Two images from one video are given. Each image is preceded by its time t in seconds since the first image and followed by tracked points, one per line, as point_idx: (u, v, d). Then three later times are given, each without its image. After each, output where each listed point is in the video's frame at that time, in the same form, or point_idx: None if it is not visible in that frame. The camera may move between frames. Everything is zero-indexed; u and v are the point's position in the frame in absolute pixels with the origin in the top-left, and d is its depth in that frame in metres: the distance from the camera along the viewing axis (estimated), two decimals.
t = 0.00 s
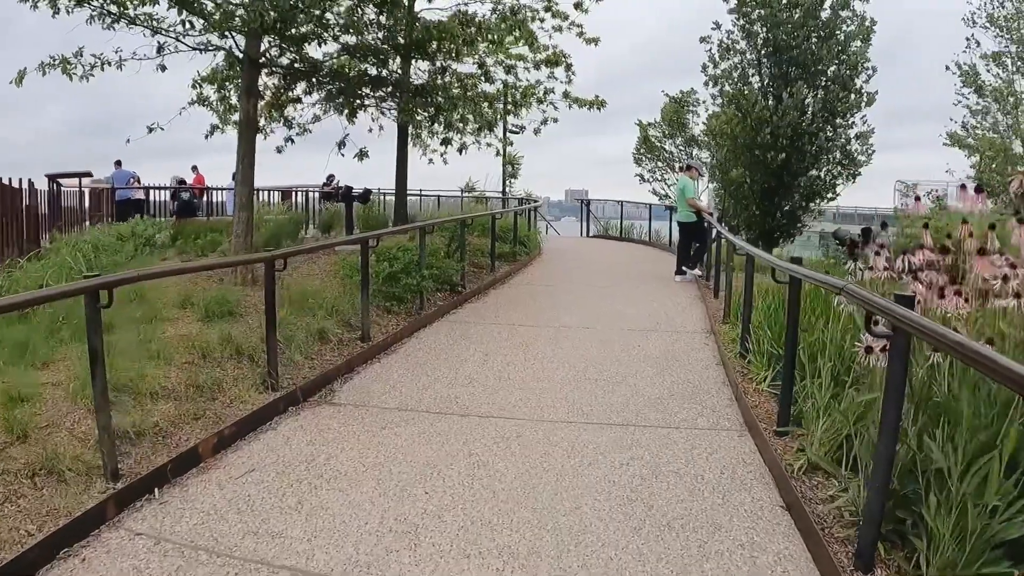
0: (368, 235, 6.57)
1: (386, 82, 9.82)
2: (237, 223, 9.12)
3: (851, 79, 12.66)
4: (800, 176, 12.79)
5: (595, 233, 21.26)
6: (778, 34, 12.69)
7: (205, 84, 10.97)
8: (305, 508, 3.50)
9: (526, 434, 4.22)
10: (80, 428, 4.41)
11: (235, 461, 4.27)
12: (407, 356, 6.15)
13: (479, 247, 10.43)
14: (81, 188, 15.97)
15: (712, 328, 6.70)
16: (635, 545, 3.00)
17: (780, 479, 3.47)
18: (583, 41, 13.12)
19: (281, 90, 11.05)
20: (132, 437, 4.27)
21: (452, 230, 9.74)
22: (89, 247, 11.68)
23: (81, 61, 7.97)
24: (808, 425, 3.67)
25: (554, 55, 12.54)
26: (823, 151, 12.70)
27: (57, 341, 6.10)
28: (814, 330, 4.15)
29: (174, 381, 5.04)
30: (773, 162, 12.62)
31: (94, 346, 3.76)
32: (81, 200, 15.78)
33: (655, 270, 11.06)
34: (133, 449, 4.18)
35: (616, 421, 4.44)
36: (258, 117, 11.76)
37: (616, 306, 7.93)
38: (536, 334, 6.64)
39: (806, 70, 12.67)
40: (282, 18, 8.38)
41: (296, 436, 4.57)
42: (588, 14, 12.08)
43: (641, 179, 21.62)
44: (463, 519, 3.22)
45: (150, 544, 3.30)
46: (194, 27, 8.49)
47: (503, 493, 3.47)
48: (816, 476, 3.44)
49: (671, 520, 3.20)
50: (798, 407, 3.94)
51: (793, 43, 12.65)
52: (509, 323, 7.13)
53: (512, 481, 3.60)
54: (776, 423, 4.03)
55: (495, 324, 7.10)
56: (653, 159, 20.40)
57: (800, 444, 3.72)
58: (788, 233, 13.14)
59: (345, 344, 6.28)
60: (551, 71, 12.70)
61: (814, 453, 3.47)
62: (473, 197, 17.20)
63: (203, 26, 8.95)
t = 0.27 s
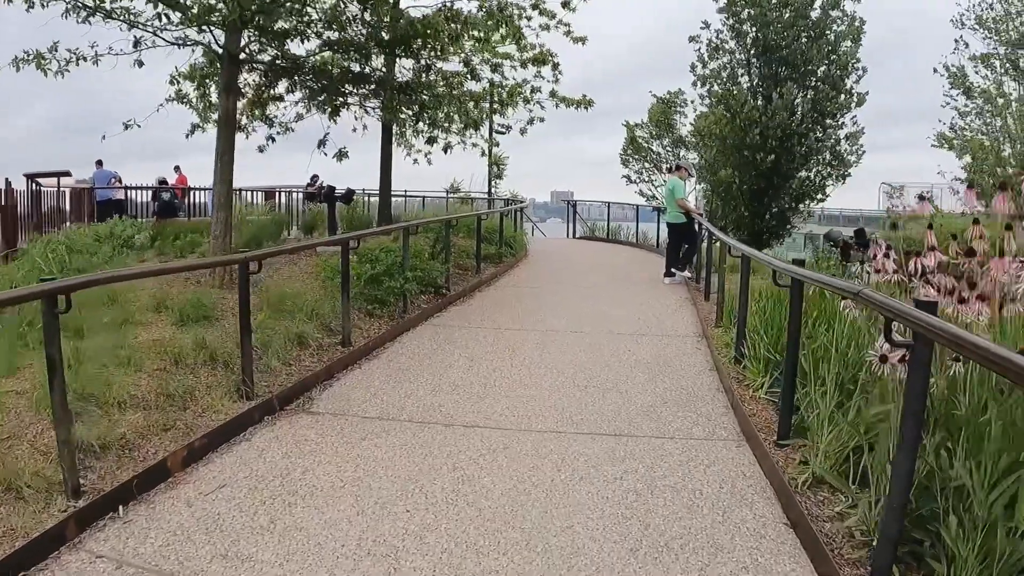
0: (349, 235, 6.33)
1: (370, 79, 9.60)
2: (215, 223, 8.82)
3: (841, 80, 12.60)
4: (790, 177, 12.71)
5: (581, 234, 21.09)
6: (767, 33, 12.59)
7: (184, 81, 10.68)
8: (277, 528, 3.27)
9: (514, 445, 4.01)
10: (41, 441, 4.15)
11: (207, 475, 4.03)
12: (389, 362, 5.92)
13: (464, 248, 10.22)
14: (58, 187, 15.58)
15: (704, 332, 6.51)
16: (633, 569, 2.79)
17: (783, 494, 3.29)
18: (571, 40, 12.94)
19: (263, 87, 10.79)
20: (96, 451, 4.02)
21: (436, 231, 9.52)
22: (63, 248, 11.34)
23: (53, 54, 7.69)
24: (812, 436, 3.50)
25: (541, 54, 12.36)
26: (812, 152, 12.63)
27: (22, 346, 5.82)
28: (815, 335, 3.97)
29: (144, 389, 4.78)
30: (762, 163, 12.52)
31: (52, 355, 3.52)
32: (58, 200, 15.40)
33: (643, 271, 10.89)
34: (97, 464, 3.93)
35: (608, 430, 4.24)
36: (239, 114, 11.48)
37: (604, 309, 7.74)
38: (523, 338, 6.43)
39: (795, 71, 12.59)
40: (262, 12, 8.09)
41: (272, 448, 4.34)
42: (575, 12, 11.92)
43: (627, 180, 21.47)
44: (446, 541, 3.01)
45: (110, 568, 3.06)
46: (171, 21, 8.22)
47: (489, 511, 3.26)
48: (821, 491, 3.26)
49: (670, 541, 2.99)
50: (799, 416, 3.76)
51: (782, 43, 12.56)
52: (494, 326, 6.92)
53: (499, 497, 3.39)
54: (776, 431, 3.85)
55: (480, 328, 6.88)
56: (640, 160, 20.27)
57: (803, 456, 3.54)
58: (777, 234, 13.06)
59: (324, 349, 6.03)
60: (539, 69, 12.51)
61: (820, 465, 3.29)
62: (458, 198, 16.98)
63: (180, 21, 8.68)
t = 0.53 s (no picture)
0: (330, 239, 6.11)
1: (353, 78, 9.37)
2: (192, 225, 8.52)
3: (831, 82, 12.55)
4: (779, 179, 12.62)
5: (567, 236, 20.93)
6: (757, 34, 12.50)
7: (161, 79, 10.39)
8: (246, 554, 3.06)
9: (497, 462, 3.81)
10: None
11: (174, 495, 3.80)
12: (369, 370, 5.70)
13: (449, 250, 10.01)
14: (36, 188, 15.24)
15: (694, 338, 6.34)
16: None
17: (783, 515, 3.12)
18: (558, 40, 12.78)
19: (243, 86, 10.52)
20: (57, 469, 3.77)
21: (420, 233, 9.30)
22: (36, 249, 11.01)
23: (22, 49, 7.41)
24: (812, 454, 3.34)
25: (527, 53, 12.17)
26: (802, 154, 12.54)
27: None
28: (815, 348, 3.81)
29: (111, 401, 4.54)
30: (750, 165, 12.42)
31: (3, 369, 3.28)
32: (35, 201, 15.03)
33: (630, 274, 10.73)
34: (56, 483, 3.69)
35: (597, 445, 4.05)
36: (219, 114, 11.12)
37: (591, 313, 7.56)
38: (509, 346, 6.23)
39: (785, 72, 12.53)
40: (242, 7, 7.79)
41: (243, 465, 4.11)
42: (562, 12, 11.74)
43: (614, 182, 21.34)
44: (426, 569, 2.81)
45: None
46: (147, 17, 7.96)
47: (471, 536, 3.06)
48: (824, 512, 3.09)
49: (667, 569, 2.80)
50: (798, 431, 3.60)
51: (772, 44, 12.47)
52: (478, 332, 6.72)
53: (483, 519, 3.20)
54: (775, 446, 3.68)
55: (463, 335, 6.67)
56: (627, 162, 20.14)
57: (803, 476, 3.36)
58: (766, 238, 12.98)
59: (298, 357, 5.80)
60: (525, 69, 12.32)
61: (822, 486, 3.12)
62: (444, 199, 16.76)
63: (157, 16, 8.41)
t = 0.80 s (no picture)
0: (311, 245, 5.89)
1: (334, 79, 9.12)
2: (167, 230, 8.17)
3: (820, 83, 12.50)
4: (768, 182, 12.59)
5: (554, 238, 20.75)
6: (746, 35, 12.44)
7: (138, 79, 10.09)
8: None
9: (481, 484, 3.61)
10: None
11: (140, 521, 3.57)
12: (349, 382, 5.48)
13: (433, 255, 9.80)
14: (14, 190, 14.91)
15: (685, 347, 6.17)
16: None
17: (784, 542, 2.94)
18: (545, 41, 12.61)
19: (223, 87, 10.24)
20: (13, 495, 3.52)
21: (402, 237, 9.08)
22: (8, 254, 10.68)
23: None
24: (815, 476, 3.17)
25: (514, 54, 11.98)
26: (791, 157, 12.49)
27: None
28: (815, 362, 3.64)
29: (74, 419, 4.29)
30: (740, 168, 12.37)
31: None
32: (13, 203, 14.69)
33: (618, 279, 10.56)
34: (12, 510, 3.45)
35: (587, 464, 3.86)
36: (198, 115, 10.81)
37: (579, 320, 7.38)
38: (494, 355, 6.02)
39: (774, 73, 12.49)
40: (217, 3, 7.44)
41: (214, 487, 3.89)
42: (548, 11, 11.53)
43: (601, 184, 21.18)
44: None
45: None
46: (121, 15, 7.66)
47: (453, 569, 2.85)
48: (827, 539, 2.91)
49: None
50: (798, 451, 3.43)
51: (761, 45, 12.41)
52: (463, 341, 6.51)
53: (465, 550, 3.00)
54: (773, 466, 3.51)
55: (447, 344, 6.46)
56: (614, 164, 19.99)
57: (804, 499, 3.19)
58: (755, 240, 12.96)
59: (274, 369, 5.57)
60: (511, 70, 12.13)
61: (826, 511, 2.95)
62: (429, 202, 16.53)
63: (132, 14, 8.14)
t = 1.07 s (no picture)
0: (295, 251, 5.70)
1: (318, 80, 8.86)
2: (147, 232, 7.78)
3: (813, 84, 12.45)
4: (760, 184, 12.55)
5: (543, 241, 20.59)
6: (738, 35, 12.44)
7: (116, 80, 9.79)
8: None
9: (471, 505, 3.41)
10: None
11: (109, 548, 3.35)
12: (333, 394, 5.27)
13: (422, 259, 9.59)
14: None
15: (680, 355, 5.99)
16: None
17: (793, 569, 2.76)
18: (534, 41, 12.44)
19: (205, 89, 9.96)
20: None
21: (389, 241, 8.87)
22: None
23: None
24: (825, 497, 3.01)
25: (503, 54, 11.79)
26: (784, 158, 12.43)
27: None
28: (822, 375, 3.48)
29: (43, 438, 4.06)
30: (733, 169, 12.32)
31: None
32: None
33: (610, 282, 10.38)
34: None
35: (583, 481, 3.67)
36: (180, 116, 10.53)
37: (570, 326, 7.20)
38: (483, 364, 5.82)
39: (766, 74, 12.48)
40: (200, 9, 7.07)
41: (188, 509, 3.67)
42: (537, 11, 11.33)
43: (590, 186, 21.04)
44: None
45: None
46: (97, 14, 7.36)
47: None
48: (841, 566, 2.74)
49: None
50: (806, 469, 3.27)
51: (753, 46, 12.42)
52: (451, 349, 6.32)
53: None
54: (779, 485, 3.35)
55: (435, 352, 6.26)
56: (604, 166, 19.84)
57: (813, 520, 3.02)
58: (748, 242, 12.93)
59: (255, 380, 5.35)
60: (500, 71, 11.94)
61: (838, 536, 2.78)
62: (417, 205, 16.32)
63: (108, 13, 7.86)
